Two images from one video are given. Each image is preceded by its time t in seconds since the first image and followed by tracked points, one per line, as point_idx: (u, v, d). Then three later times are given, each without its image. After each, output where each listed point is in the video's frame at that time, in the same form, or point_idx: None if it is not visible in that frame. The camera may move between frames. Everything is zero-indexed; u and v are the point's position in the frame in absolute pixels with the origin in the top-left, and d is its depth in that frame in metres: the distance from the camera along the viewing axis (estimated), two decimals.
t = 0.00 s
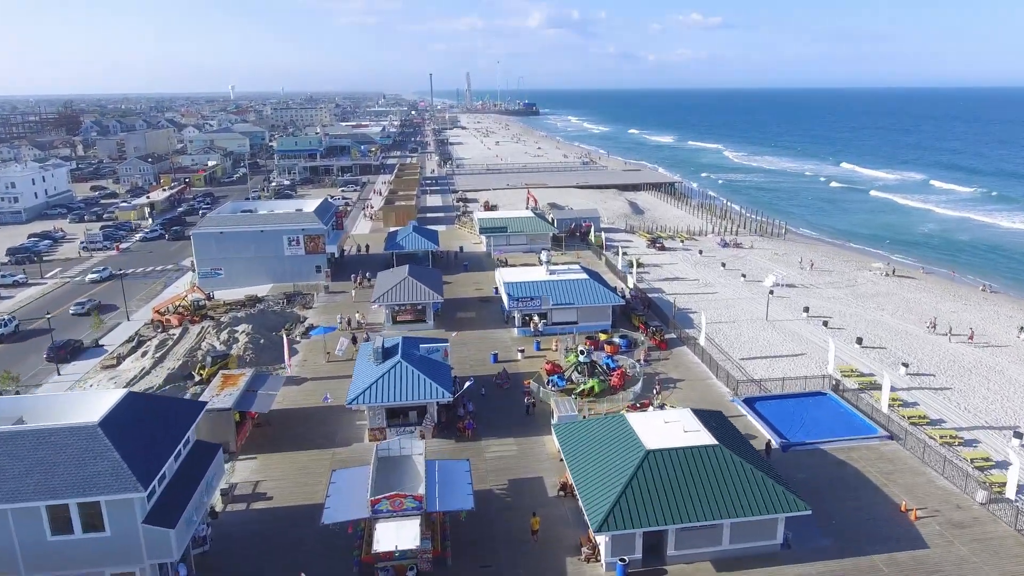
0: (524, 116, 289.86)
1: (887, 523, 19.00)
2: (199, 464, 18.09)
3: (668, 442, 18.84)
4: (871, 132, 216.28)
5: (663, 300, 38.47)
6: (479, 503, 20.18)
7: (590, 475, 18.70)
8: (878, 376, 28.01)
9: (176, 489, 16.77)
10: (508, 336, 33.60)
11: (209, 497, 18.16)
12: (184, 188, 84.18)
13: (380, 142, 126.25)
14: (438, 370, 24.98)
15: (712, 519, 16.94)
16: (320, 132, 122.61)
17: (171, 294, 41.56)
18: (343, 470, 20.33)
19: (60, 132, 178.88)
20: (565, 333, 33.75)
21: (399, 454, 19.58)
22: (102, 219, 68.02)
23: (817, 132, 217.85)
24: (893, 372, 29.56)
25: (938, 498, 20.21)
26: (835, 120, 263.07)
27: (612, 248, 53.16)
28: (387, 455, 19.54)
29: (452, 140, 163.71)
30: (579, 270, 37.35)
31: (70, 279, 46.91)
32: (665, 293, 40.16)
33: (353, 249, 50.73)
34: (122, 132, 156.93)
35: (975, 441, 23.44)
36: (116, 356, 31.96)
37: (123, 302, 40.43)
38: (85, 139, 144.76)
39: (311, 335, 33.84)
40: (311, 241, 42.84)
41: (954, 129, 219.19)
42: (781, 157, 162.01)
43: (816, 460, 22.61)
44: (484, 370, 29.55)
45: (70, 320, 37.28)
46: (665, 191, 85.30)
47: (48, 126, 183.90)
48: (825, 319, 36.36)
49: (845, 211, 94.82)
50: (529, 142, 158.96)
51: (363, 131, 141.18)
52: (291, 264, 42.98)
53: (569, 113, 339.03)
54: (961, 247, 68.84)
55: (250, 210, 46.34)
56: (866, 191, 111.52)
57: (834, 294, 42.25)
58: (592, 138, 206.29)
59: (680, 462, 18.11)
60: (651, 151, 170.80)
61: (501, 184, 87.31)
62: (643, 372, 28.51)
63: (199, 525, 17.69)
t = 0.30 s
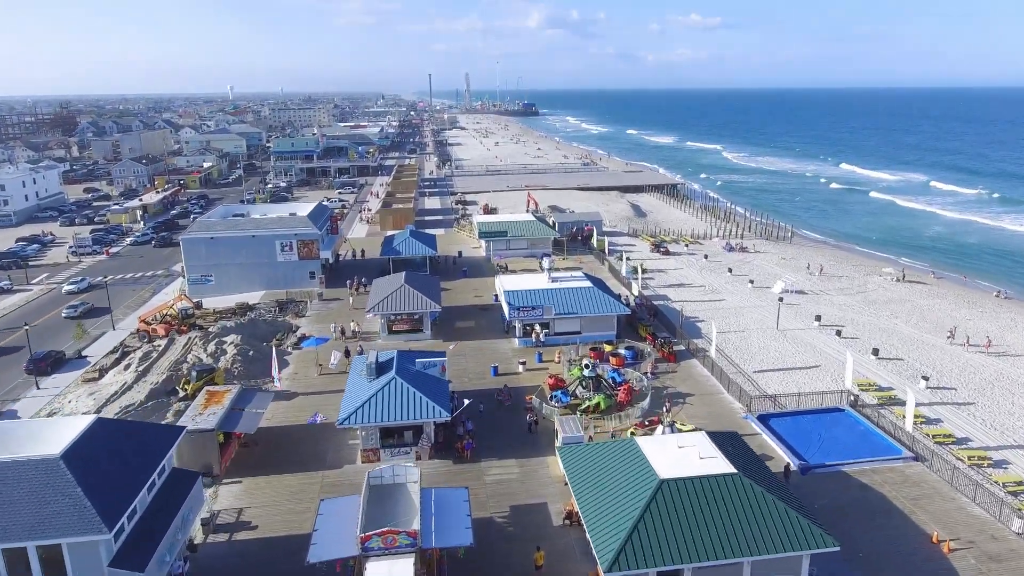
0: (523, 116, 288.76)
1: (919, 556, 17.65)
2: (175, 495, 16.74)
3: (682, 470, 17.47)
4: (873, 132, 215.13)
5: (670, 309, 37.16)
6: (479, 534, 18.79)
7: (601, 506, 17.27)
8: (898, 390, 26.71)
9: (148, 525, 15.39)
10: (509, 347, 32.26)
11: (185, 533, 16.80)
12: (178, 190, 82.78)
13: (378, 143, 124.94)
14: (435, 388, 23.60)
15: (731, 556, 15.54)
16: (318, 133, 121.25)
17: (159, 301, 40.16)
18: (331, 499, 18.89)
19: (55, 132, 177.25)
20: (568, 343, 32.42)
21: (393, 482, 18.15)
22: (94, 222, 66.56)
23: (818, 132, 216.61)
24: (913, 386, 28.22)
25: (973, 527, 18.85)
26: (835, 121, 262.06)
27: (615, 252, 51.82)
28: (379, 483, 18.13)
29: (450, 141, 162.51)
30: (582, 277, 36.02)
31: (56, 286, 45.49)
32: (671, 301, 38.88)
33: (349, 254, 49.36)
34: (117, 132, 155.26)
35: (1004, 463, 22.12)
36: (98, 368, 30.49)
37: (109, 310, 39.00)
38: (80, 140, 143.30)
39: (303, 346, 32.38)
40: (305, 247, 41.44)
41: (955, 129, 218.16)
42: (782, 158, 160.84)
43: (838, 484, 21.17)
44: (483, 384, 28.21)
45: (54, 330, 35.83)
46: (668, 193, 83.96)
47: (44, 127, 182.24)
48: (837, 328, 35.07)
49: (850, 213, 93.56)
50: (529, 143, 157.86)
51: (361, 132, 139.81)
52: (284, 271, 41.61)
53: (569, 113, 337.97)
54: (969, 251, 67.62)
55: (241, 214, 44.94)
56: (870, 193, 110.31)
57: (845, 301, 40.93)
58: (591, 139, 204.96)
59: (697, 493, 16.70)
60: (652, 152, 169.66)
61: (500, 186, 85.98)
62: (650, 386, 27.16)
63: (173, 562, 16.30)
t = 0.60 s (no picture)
0: (523, 117, 287.52)
1: None
2: (146, 531, 15.41)
3: (698, 503, 16.05)
4: (874, 132, 213.91)
5: (677, 318, 35.82)
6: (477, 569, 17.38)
7: (613, 539, 15.85)
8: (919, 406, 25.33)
9: (113, 567, 14.10)
10: (509, 359, 30.87)
11: (160, 570, 15.51)
12: (172, 192, 81.31)
13: (375, 144, 123.61)
14: (431, 407, 22.20)
15: None
16: (315, 134, 119.88)
17: (146, 310, 38.71)
18: (318, 532, 17.46)
19: (51, 133, 175.64)
20: (571, 355, 31.04)
21: (384, 514, 16.74)
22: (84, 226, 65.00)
23: (820, 133, 215.26)
24: (934, 400, 26.83)
25: (1011, 561, 17.46)
26: (836, 121, 260.86)
27: (618, 257, 50.42)
28: (369, 515, 16.72)
29: (449, 142, 161.21)
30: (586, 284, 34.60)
31: (42, 292, 44.06)
32: (678, 310, 37.52)
33: (344, 259, 47.93)
34: (113, 133, 153.68)
35: None
36: (79, 382, 29.08)
37: (94, 319, 37.59)
38: (75, 141, 141.71)
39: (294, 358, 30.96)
40: (298, 253, 40.03)
41: (956, 129, 216.92)
42: (784, 159, 159.53)
43: (861, 510, 19.79)
44: (482, 399, 26.84)
45: (35, 340, 34.40)
46: (670, 195, 82.53)
47: (40, 128, 180.65)
48: (851, 338, 33.69)
49: (854, 215, 92.25)
50: (529, 143, 156.50)
51: (358, 132, 138.26)
52: (276, 277, 40.19)
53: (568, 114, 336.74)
54: (978, 255, 66.34)
55: (233, 218, 43.50)
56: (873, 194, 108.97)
57: (857, 308, 39.54)
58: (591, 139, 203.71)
59: (714, 529, 15.28)
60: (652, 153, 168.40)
61: (500, 188, 84.64)
62: (658, 402, 25.80)
63: None
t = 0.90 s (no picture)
0: (522, 117, 286.15)
1: None
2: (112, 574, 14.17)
3: (718, 543, 14.65)
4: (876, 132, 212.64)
5: (684, 328, 34.52)
6: None
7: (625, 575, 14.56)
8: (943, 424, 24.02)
9: None
10: (510, 371, 29.55)
11: None
12: (166, 194, 79.93)
13: (374, 145, 122.30)
14: (427, 428, 20.84)
15: None
16: (313, 134, 118.49)
17: (133, 319, 37.31)
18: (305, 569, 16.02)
19: (47, 134, 174.10)
20: (574, 367, 29.73)
21: (375, 552, 15.34)
22: (75, 229, 63.51)
23: (822, 134, 213.93)
24: (958, 417, 25.51)
25: None
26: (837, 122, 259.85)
27: (621, 262, 49.09)
28: (360, 553, 15.31)
29: (448, 142, 160.02)
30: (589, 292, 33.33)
31: (26, 299, 42.64)
32: (684, 318, 36.21)
33: (340, 265, 46.51)
34: (109, 134, 152.20)
35: None
36: (58, 396, 27.70)
37: (78, 328, 36.21)
38: (70, 142, 140.27)
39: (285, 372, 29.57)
40: (290, 259, 38.68)
41: (958, 129, 215.84)
42: (785, 159, 158.37)
43: (887, 541, 18.49)
44: (482, 416, 25.52)
45: (15, 352, 33.04)
46: (673, 197, 81.20)
47: (36, 129, 179.10)
48: (865, 348, 32.37)
49: (859, 217, 91.00)
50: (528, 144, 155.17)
51: (357, 133, 136.68)
52: (268, 284, 38.84)
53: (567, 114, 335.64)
54: (987, 258, 65.14)
55: (224, 223, 42.08)
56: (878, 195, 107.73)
57: (870, 317, 38.26)
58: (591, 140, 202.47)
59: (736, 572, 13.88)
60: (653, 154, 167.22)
61: (499, 189, 83.34)
62: (667, 419, 24.46)
63: None
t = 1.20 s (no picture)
0: (521, 117, 284.89)
1: None
2: None
3: None
4: (877, 133, 211.73)
5: (691, 338, 33.25)
6: None
7: None
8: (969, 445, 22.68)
9: None
10: (511, 385, 28.26)
11: None
12: (159, 197, 78.53)
13: (371, 146, 120.93)
14: (421, 452, 19.48)
15: None
16: (310, 135, 117.00)
17: (118, 329, 35.91)
18: None
19: (42, 134, 172.40)
20: (578, 381, 28.44)
21: None
22: (65, 233, 62.04)
23: (822, 134, 212.88)
24: (983, 435, 24.19)
25: None
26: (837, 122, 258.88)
27: (623, 267, 47.81)
28: None
29: (447, 143, 158.80)
30: (592, 300, 32.06)
31: (9, 307, 41.25)
32: (691, 328, 34.95)
33: (334, 271, 45.18)
34: (104, 135, 150.62)
35: None
36: (36, 413, 26.35)
37: (61, 338, 34.83)
38: (65, 143, 138.67)
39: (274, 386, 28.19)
40: (282, 266, 37.31)
41: (959, 129, 214.77)
42: (787, 159, 157.20)
43: None
44: (481, 435, 24.18)
45: None
46: (674, 200, 79.93)
47: (31, 129, 177.36)
48: (880, 359, 31.07)
49: (863, 219, 89.79)
50: (528, 145, 153.86)
51: (354, 134, 135.17)
52: (259, 292, 37.45)
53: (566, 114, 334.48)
54: (996, 262, 63.98)
55: (214, 228, 40.68)
56: (881, 197, 106.53)
57: (882, 326, 37.02)
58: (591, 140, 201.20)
59: None
60: (653, 155, 165.97)
61: (499, 191, 82.02)
62: (675, 439, 23.14)
63: None
